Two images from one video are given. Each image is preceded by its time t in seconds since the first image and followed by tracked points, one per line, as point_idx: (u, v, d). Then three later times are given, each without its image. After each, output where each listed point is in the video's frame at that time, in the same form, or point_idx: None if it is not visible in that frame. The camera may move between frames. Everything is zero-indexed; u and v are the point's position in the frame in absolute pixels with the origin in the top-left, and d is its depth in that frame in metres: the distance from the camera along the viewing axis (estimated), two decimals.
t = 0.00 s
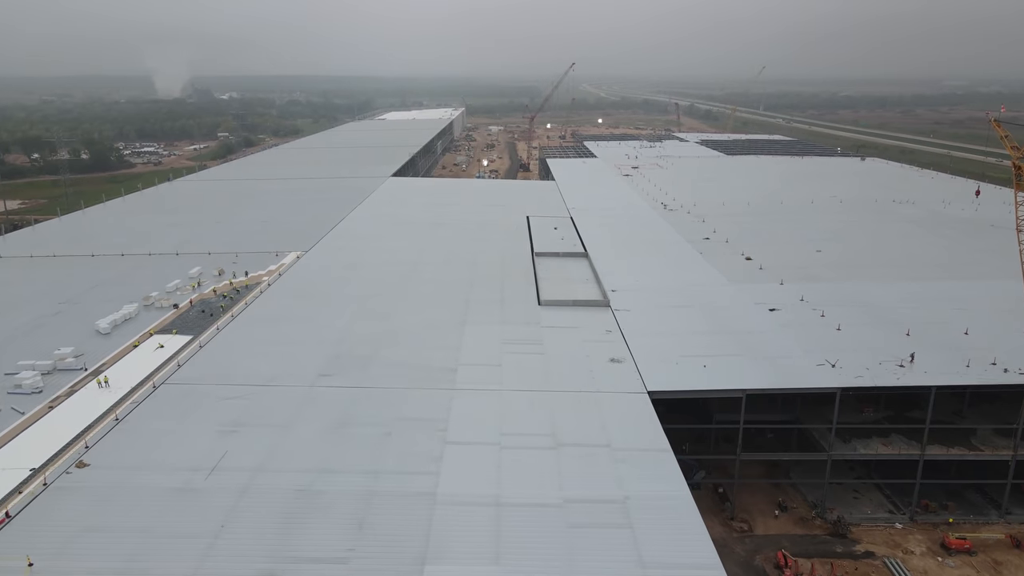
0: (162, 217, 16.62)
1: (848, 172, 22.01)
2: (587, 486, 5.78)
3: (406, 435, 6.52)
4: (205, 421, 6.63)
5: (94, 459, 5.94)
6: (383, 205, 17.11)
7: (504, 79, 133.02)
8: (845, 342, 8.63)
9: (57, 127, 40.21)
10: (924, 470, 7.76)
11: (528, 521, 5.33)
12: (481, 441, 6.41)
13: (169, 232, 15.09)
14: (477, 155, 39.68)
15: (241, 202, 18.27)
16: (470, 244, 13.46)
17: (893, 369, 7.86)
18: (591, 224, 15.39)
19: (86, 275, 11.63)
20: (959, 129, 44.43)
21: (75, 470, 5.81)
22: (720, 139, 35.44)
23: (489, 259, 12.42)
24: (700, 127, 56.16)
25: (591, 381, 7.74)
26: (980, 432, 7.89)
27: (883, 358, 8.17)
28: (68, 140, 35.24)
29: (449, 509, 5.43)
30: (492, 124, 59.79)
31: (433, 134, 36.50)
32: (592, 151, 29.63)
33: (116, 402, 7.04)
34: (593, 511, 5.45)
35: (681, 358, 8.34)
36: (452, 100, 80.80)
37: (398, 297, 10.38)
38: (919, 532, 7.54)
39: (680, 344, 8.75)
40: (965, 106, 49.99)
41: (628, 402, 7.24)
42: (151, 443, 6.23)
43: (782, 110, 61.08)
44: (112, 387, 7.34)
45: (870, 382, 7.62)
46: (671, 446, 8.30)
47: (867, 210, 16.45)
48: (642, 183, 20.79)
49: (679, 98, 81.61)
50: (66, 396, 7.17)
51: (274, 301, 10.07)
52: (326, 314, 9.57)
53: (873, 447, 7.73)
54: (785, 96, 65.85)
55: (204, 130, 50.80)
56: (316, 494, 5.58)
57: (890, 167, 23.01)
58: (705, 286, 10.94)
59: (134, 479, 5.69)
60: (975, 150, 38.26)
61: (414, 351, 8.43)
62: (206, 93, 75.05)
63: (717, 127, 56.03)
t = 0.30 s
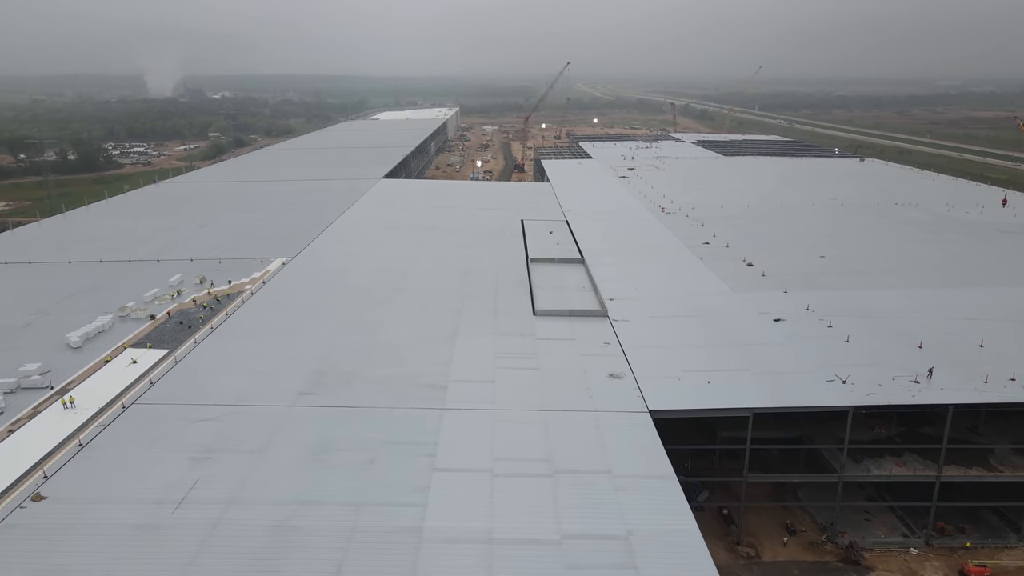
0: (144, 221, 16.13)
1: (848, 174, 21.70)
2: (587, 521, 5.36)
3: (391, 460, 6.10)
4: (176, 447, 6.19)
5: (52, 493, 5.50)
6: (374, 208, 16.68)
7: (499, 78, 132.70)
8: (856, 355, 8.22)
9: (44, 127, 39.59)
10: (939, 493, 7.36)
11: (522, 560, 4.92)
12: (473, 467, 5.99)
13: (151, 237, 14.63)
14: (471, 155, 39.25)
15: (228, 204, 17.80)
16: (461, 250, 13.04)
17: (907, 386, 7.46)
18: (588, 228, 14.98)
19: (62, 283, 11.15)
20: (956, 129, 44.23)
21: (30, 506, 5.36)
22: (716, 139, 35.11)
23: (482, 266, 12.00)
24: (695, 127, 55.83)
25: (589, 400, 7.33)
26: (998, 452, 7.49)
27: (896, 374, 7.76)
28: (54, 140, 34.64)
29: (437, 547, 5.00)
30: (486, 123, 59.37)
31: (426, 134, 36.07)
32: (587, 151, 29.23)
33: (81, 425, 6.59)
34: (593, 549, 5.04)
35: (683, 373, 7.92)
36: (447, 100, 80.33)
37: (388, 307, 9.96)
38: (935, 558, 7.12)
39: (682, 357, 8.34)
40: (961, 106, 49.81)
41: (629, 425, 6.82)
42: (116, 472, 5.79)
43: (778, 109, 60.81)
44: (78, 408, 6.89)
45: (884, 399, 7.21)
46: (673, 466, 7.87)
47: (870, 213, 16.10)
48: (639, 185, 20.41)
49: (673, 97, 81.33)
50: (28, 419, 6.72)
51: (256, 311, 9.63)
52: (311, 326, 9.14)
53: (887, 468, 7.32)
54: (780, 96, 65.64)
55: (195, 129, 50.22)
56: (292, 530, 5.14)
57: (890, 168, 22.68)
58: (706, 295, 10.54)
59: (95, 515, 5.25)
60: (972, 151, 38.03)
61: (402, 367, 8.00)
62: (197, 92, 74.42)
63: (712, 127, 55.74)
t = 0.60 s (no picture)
0: (126, 224, 15.62)
1: (847, 175, 21.36)
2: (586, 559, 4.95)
3: (374, 489, 5.67)
4: (142, 476, 5.73)
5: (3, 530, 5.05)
6: (364, 210, 16.22)
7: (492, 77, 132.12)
8: (867, 370, 7.82)
9: (30, 126, 38.91)
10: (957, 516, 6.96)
11: None
12: (462, 498, 5.57)
13: (132, 241, 14.14)
14: (464, 155, 38.81)
15: (214, 206, 17.31)
16: (453, 255, 12.60)
17: (923, 403, 7.06)
18: (583, 231, 14.55)
19: (34, 291, 10.66)
20: (953, 128, 43.99)
21: None
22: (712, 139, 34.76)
23: (474, 272, 11.58)
24: (690, 126, 55.44)
25: (587, 420, 6.91)
26: (1018, 472, 7.10)
27: (910, 390, 7.36)
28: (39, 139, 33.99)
29: None
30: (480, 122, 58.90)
31: (418, 134, 35.63)
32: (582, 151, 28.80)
33: (40, 450, 6.13)
34: None
35: (686, 389, 7.50)
36: (441, 99, 79.77)
37: (375, 317, 9.52)
38: None
39: (684, 371, 7.92)
40: (957, 105, 49.59)
41: (629, 448, 6.41)
42: (75, 506, 5.34)
43: (773, 108, 60.52)
44: (38, 431, 6.43)
45: (900, 419, 6.81)
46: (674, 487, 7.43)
47: (872, 215, 15.74)
48: (635, 186, 20.02)
49: (668, 96, 81.01)
50: None
51: (237, 322, 9.17)
52: (293, 338, 8.69)
53: (902, 490, 6.92)
54: (775, 95, 65.37)
55: (185, 129, 49.58)
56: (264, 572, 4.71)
57: (889, 170, 22.33)
58: (707, 304, 10.13)
59: (48, 557, 4.80)
60: (969, 151, 37.76)
61: (388, 383, 7.57)
62: (189, 91, 73.72)
63: (708, 126, 55.43)
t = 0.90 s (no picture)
0: (109, 227, 15.14)
1: (848, 175, 20.99)
2: None
3: (356, 524, 5.23)
4: (105, 509, 5.30)
5: None
6: (355, 212, 15.77)
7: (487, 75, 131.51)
8: (881, 386, 7.41)
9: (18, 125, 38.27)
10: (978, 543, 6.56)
11: None
12: (451, 533, 5.13)
13: (114, 246, 13.66)
14: (459, 155, 38.36)
15: (200, 208, 16.83)
16: (446, 260, 12.16)
17: (942, 423, 6.65)
18: (580, 235, 14.12)
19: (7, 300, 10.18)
20: (951, 127, 43.66)
21: None
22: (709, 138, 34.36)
23: (467, 279, 11.15)
24: (687, 125, 55.04)
25: (585, 442, 6.49)
26: None
27: (928, 407, 6.95)
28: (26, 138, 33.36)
29: None
30: (475, 121, 58.44)
31: (412, 133, 35.16)
32: (578, 151, 28.36)
33: None
34: None
35: (690, 407, 7.09)
36: (437, 98, 79.26)
37: (363, 327, 9.07)
38: None
39: (687, 386, 7.52)
40: (954, 104, 49.28)
41: (631, 474, 5.98)
42: (28, 544, 4.90)
43: (770, 107, 60.19)
44: None
45: (919, 440, 6.40)
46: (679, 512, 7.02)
47: (875, 218, 15.34)
48: (632, 187, 19.61)
49: (664, 94, 80.62)
50: None
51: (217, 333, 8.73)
52: (275, 351, 8.24)
53: (920, 516, 6.53)
54: (771, 94, 65.07)
55: (177, 128, 48.97)
56: None
57: (891, 170, 21.94)
58: (710, 313, 9.71)
59: None
60: (968, 150, 37.42)
61: (374, 401, 7.13)
62: (183, 90, 73.13)
63: (704, 125, 55.08)
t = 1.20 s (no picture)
0: (91, 230, 14.67)
1: (850, 176, 20.60)
2: None
3: (334, 563, 4.81)
4: (59, 548, 4.87)
5: None
6: (345, 215, 15.33)
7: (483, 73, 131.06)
8: (897, 403, 7.00)
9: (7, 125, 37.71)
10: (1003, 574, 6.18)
11: None
12: None
13: (95, 250, 13.20)
14: (454, 154, 37.97)
15: (187, 210, 16.37)
16: (438, 266, 11.74)
17: (963, 446, 6.24)
18: (578, 239, 13.69)
19: None
20: (949, 126, 43.40)
21: None
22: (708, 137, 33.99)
23: (460, 286, 10.74)
24: (685, 125, 54.72)
25: (583, 468, 6.06)
26: None
27: (948, 428, 6.54)
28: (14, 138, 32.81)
29: None
30: (471, 120, 58.04)
31: (407, 132, 34.73)
32: (575, 151, 27.93)
33: None
34: None
35: (694, 429, 6.67)
36: (433, 97, 78.79)
37: (349, 339, 8.64)
38: None
39: (691, 405, 7.09)
40: (954, 102, 48.92)
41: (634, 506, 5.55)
42: None
43: (767, 106, 59.89)
44: None
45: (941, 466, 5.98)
46: (685, 541, 6.61)
47: (880, 221, 14.96)
48: (630, 188, 19.21)
49: (660, 93, 80.28)
50: None
51: (195, 346, 8.29)
52: (255, 365, 7.80)
53: (942, 546, 6.14)
54: (768, 93, 64.74)
55: (170, 127, 48.46)
56: None
57: (894, 171, 21.54)
58: (713, 323, 9.30)
59: None
60: (968, 150, 37.07)
61: (359, 421, 6.69)
62: (177, 89, 72.51)
63: (701, 124, 54.75)
